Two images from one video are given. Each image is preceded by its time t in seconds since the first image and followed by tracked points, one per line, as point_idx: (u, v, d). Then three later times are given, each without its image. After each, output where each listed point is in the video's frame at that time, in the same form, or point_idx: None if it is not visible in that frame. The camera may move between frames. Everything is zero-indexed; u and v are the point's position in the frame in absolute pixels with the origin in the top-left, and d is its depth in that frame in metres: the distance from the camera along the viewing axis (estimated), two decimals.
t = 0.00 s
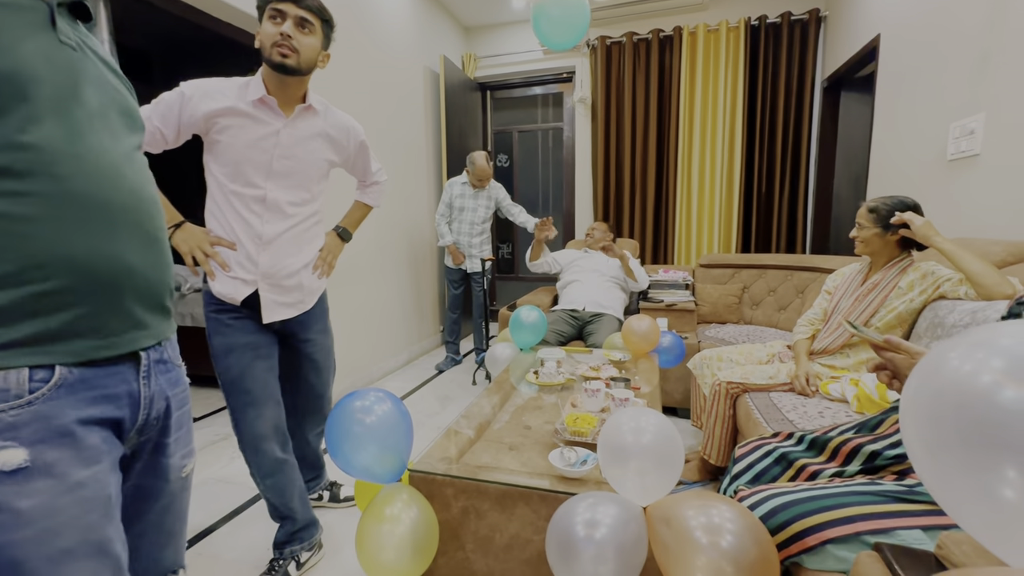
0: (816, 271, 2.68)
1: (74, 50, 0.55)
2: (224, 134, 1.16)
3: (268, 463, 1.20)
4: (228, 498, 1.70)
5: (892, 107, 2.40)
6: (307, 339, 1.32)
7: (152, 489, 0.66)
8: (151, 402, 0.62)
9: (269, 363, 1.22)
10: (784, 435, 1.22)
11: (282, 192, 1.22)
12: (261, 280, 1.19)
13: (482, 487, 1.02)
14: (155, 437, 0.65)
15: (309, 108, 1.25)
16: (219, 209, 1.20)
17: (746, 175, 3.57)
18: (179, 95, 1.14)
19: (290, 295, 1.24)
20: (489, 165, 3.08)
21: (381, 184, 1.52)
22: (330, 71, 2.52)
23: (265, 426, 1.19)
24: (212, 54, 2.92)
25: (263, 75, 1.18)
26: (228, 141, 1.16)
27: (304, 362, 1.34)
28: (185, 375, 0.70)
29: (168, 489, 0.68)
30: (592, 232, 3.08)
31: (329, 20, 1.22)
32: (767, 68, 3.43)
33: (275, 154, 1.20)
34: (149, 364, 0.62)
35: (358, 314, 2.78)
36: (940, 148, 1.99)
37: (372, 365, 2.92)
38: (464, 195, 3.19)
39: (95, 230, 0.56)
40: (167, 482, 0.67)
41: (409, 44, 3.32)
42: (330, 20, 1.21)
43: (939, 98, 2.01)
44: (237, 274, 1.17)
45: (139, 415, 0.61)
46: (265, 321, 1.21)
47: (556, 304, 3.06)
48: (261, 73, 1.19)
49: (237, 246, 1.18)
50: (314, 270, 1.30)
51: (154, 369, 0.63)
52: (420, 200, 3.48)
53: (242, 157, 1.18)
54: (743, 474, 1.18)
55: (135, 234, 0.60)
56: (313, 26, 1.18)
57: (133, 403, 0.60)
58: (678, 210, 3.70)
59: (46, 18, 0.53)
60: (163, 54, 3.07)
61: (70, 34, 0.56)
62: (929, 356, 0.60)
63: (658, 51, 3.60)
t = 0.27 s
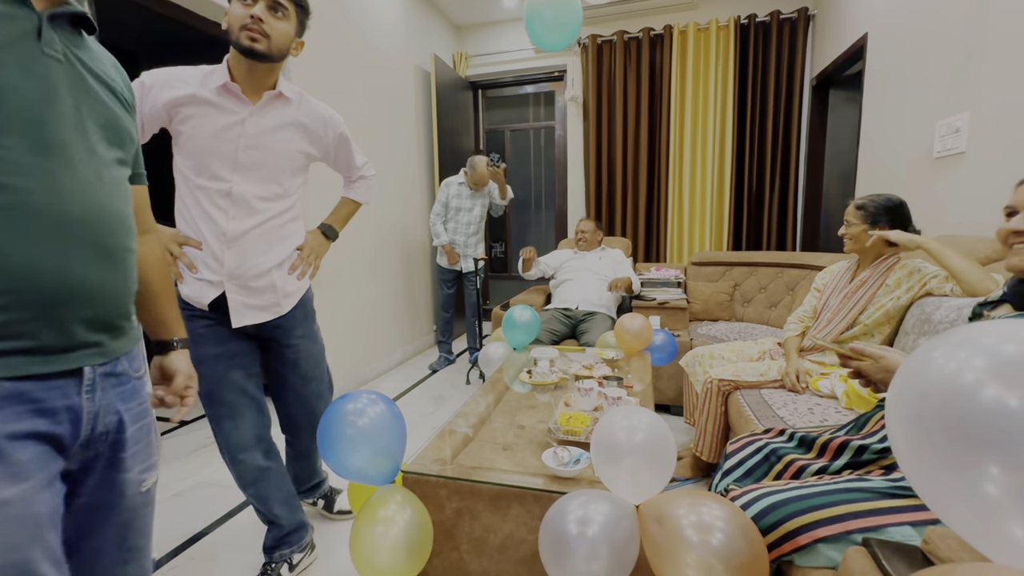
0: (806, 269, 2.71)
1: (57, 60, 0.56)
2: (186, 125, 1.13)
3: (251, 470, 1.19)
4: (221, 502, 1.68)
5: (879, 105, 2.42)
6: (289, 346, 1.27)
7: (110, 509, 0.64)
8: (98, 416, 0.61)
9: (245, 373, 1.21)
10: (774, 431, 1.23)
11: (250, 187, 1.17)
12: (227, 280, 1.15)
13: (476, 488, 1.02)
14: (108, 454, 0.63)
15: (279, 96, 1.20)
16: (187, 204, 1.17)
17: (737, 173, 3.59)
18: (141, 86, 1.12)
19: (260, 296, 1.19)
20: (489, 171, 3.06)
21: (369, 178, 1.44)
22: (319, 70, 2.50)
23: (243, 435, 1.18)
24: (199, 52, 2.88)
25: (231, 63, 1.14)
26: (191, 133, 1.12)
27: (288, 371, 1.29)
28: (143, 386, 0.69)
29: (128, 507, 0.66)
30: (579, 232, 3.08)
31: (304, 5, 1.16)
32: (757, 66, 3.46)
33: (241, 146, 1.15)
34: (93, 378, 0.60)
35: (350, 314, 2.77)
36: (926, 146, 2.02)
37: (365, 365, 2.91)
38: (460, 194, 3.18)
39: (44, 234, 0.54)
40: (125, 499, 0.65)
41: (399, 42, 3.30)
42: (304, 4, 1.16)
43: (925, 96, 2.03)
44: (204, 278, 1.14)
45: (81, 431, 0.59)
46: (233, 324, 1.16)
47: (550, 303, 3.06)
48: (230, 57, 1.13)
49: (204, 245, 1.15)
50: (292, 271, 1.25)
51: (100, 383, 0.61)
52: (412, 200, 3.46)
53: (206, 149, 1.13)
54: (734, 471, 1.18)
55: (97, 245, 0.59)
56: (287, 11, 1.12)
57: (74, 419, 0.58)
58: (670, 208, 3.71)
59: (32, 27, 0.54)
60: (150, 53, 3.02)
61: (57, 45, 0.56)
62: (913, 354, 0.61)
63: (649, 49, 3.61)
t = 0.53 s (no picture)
0: (797, 265, 2.74)
1: (35, 70, 0.54)
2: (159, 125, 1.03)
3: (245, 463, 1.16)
4: (214, 503, 1.67)
5: (868, 103, 2.44)
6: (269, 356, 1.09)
7: (50, 535, 0.57)
8: (20, 435, 0.53)
9: (234, 381, 1.12)
10: (766, 426, 1.24)
11: (222, 183, 1.03)
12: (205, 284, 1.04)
13: (471, 487, 1.02)
14: (41, 475, 0.55)
15: (250, 86, 1.04)
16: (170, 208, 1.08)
17: (728, 170, 3.61)
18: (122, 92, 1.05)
19: (238, 299, 1.05)
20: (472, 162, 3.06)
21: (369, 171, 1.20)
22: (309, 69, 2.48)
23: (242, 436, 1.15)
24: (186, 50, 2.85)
25: (198, 57, 1.03)
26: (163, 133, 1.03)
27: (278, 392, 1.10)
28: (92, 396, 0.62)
29: (73, 530, 0.59)
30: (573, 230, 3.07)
31: None
32: (747, 63, 3.47)
33: (211, 140, 1.02)
34: (16, 393, 0.53)
35: (342, 314, 2.75)
36: (913, 143, 2.04)
37: (357, 365, 2.90)
38: (450, 192, 3.19)
39: None
40: (68, 522, 0.58)
41: (390, 39, 3.28)
42: None
43: (912, 94, 2.05)
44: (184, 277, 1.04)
45: None
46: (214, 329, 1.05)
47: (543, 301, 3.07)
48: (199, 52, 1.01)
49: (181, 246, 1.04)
50: (275, 272, 1.08)
51: (23, 398, 0.54)
52: (404, 199, 3.44)
53: (177, 147, 1.03)
54: (725, 465, 1.19)
55: (36, 259, 0.54)
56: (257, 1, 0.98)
57: None
58: (662, 206, 3.73)
59: (15, 36, 0.53)
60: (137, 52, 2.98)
61: (37, 55, 0.54)
62: (902, 349, 0.62)
63: (640, 47, 3.62)
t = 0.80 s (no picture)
0: (784, 259, 2.77)
1: None
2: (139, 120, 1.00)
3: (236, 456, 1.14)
4: (204, 503, 1.66)
5: (854, 98, 2.47)
6: (258, 353, 1.04)
7: (11, 558, 0.53)
8: None
9: (227, 378, 1.09)
10: (755, 419, 1.26)
11: (201, 174, 0.98)
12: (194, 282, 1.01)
13: (464, 482, 1.03)
14: None
15: (225, 72, 0.98)
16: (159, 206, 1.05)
17: (717, 165, 3.63)
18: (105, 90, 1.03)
19: (226, 296, 1.01)
20: (459, 157, 3.04)
21: (361, 155, 1.10)
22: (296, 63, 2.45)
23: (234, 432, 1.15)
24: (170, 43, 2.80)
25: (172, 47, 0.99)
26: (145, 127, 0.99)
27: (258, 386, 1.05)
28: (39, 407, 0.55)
29: (35, 549, 0.55)
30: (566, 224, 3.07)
31: None
32: (736, 58, 3.49)
33: (189, 131, 0.97)
34: None
35: (331, 310, 2.73)
36: (898, 138, 2.07)
37: (348, 361, 2.88)
38: (438, 189, 3.17)
39: None
40: (28, 541, 0.54)
41: (378, 33, 3.25)
42: None
43: (897, 89, 2.08)
44: (173, 274, 1.02)
45: None
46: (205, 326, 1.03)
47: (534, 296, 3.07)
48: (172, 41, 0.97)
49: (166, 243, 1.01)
50: (265, 267, 1.03)
51: None
52: (393, 195, 3.42)
53: (159, 141, 0.99)
54: (715, 458, 1.20)
55: None
56: None
57: None
58: (652, 201, 3.74)
59: None
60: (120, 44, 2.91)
61: None
62: (886, 343, 0.63)
63: (630, 41, 3.62)
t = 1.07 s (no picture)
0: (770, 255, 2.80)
1: None
2: (117, 112, 0.94)
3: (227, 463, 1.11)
4: (188, 506, 1.63)
5: (837, 96, 2.49)
6: (255, 355, 1.02)
7: None
8: None
9: (217, 386, 1.06)
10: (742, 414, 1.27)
11: (192, 167, 0.94)
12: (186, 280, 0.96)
13: (452, 482, 1.02)
14: None
15: (213, 61, 0.95)
16: (141, 203, 0.99)
17: (703, 162, 3.66)
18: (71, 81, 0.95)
19: (224, 293, 0.97)
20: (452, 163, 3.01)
21: (351, 147, 1.09)
22: (278, 58, 2.41)
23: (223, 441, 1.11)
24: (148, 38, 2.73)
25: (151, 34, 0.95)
26: (124, 119, 0.94)
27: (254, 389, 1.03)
28: None
29: None
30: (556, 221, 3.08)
31: None
32: (721, 56, 3.51)
33: (176, 120, 0.93)
34: None
35: (317, 310, 2.69)
36: (880, 135, 2.10)
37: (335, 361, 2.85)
38: (428, 192, 3.12)
39: None
40: None
41: (363, 28, 3.20)
42: None
43: (879, 87, 2.11)
44: (162, 275, 0.97)
45: None
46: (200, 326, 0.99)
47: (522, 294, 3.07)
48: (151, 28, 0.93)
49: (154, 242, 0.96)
50: (262, 264, 1.01)
51: None
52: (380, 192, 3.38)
53: (142, 133, 0.94)
54: (702, 454, 1.21)
55: None
56: None
57: None
58: (639, 198, 3.76)
59: None
60: (96, 37, 2.83)
61: None
62: (871, 340, 0.63)
63: (617, 38, 3.62)
